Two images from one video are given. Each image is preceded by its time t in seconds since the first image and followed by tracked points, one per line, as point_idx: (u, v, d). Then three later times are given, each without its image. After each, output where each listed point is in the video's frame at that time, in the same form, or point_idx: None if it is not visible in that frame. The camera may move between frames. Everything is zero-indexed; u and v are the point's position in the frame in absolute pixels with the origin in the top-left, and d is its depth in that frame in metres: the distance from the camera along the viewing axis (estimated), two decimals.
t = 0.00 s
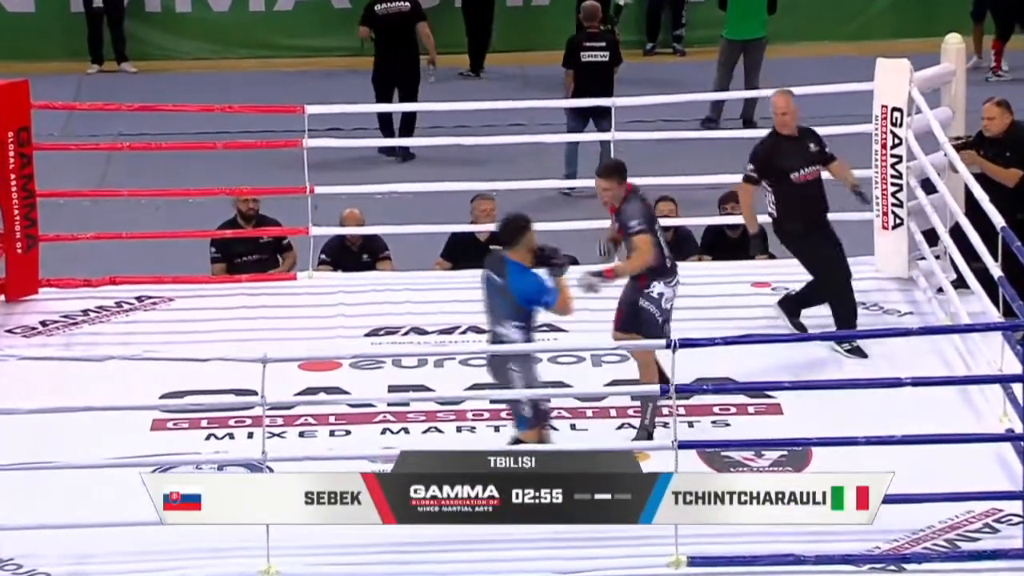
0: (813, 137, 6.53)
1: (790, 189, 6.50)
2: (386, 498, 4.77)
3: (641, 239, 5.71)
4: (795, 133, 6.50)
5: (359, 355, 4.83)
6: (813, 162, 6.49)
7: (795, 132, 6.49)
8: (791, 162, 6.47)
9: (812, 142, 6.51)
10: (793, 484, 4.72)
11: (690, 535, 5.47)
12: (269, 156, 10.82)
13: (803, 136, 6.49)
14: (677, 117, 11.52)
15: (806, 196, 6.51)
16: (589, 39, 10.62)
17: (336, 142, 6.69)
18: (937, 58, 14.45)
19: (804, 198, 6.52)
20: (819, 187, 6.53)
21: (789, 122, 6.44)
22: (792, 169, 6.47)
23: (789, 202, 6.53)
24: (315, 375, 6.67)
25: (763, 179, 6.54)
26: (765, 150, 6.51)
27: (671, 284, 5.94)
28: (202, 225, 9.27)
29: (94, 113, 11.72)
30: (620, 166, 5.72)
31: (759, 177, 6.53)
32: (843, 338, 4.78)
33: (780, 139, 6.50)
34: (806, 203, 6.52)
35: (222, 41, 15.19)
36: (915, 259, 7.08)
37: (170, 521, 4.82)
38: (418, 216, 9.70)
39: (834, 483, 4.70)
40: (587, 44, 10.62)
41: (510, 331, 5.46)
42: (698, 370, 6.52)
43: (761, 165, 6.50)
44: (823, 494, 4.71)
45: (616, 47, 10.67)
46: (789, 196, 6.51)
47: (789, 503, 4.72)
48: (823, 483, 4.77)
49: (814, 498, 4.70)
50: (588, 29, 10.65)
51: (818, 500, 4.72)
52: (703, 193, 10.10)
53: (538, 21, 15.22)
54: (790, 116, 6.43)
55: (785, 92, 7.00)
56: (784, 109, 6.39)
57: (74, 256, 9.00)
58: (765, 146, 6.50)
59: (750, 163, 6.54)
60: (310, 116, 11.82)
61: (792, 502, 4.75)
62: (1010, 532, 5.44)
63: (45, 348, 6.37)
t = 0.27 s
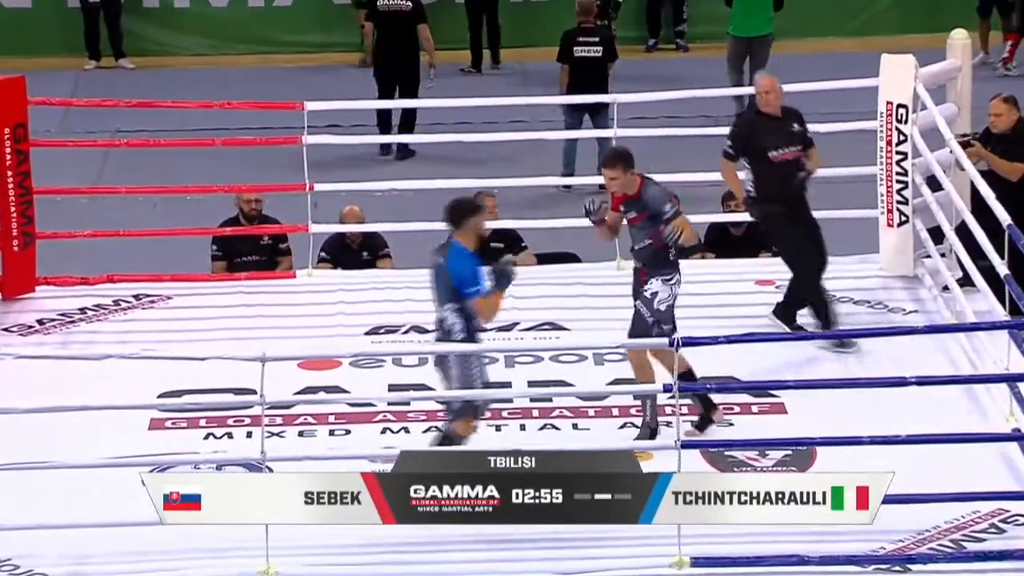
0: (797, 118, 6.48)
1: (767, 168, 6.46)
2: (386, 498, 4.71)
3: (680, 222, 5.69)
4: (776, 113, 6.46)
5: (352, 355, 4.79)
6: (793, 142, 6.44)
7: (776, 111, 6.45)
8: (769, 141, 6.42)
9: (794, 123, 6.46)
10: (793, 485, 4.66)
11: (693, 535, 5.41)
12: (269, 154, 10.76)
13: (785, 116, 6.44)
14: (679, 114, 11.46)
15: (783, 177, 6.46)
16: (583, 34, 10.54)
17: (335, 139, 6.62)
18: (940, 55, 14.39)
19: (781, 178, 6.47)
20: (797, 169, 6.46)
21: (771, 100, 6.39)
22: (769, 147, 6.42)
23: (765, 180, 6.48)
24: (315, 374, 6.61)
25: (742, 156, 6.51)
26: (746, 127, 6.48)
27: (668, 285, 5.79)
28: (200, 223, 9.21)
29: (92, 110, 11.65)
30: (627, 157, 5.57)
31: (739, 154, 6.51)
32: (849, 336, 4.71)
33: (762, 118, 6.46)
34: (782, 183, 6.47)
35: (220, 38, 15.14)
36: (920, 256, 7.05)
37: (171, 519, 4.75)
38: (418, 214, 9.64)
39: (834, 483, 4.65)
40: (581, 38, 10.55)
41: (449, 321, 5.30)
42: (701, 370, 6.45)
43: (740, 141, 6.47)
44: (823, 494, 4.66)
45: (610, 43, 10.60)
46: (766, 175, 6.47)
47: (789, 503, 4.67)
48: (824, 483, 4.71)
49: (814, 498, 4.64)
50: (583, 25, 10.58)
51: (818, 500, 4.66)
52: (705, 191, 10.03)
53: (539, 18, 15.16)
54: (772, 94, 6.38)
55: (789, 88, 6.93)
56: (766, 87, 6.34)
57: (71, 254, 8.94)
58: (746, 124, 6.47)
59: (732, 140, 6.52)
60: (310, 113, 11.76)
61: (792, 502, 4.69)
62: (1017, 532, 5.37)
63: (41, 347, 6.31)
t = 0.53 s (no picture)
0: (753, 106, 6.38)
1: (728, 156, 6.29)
2: (386, 498, 4.64)
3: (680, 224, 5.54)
4: (733, 99, 6.33)
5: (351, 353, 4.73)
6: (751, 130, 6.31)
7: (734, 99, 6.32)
8: (728, 128, 6.27)
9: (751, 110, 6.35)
10: (793, 484, 4.58)
11: (702, 535, 5.33)
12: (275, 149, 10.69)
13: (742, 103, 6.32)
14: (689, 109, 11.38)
15: (744, 164, 6.30)
16: (577, 27, 10.45)
17: (339, 133, 6.55)
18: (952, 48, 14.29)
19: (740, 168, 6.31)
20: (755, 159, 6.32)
21: (728, 85, 6.29)
22: (730, 135, 6.27)
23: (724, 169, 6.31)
24: (319, 371, 6.54)
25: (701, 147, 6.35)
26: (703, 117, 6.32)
27: (665, 290, 5.62)
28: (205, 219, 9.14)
29: (96, 106, 11.59)
30: (627, 160, 5.38)
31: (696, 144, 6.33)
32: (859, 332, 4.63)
33: (720, 107, 6.32)
34: (741, 172, 6.32)
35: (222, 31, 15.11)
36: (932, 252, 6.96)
37: (171, 520, 4.69)
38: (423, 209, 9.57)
39: (835, 483, 4.57)
40: (575, 32, 10.45)
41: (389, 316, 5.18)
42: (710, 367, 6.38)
43: (700, 129, 6.30)
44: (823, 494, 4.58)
45: (606, 38, 10.47)
46: (725, 165, 6.30)
47: (789, 503, 4.59)
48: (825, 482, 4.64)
49: (814, 498, 4.56)
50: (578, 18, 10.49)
51: (818, 500, 4.58)
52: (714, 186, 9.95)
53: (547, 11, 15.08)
54: (728, 80, 6.28)
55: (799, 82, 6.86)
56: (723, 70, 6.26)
57: (74, 251, 8.88)
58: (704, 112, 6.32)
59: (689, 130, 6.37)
60: (317, 109, 11.69)
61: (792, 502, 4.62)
62: None
63: (42, 344, 6.25)
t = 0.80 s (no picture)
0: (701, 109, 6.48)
1: (677, 158, 6.44)
2: (386, 498, 4.57)
3: (625, 245, 5.53)
4: (682, 101, 6.47)
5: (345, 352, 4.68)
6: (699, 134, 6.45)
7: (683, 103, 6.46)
8: (678, 132, 6.43)
9: (699, 114, 6.46)
10: (793, 484, 4.52)
11: (716, 534, 5.27)
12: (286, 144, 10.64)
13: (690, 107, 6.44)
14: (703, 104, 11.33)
15: (693, 168, 6.45)
16: (586, 22, 10.38)
17: (350, 128, 6.51)
18: (969, 43, 14.21)
19: (688, 169, 6.46)
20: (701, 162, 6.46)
21: (677, 88, 6.40)
22: (677, 138, 6.43)
23: (673, 172, 6.46)
24: (330, 368, 6.48)
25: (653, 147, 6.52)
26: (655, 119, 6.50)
27: (660, 293, 5.77)
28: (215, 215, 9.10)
29: (107, 100, 11.55)
30: (606, 167, 5.54)
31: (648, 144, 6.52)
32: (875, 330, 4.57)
33: (672, 109, 6.47)
34: (689, 175, 6.45)
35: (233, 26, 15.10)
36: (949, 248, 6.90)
37: (171, 521, 4.61)
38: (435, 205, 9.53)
39: (835, 483, 4.50)
40: (583, 27, 10.39)
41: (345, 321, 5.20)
42: (724, 365, 6.32)
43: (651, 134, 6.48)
44: (823, 494, 4.52)
45: (614, 32, 10.41)
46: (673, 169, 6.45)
47: (788, 504, 4.53)
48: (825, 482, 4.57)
49: (813, 499, 4.50)
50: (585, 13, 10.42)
51: (818, 500, 4.52)
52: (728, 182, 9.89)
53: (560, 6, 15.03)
54: (677, 84, 6.41)
55: (814, 77, 6.81)
56: (671, 74, 6.35)
57: (81, 247, 8.83)
58: (655, 115, 6.49)
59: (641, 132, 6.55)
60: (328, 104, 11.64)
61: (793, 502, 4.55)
62: None
63: (51, 341, 6.21)
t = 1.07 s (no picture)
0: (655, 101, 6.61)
1: (631, 151, 6.55)
2: (386, 498, 4.50)
3: (608, 238, 5.50)
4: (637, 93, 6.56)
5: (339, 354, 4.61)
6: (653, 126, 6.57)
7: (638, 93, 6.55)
8: (635, 124, 6.52)
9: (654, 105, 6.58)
10: (793, 484, 4.45)
11: (731, 536, 5.22)
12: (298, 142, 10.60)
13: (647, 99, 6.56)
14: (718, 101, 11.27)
15: (647, 160, 6.58)
16: (600, 18, 10.31)
17: (361, 126, 6.46)
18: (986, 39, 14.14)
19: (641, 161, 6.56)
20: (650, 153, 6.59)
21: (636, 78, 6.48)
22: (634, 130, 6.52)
23: (627, 164, 6.56)
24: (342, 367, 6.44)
25: (605, 138, 6.59)
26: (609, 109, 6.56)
27: (627, 300, 5.67)
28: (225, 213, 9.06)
29: (116, 97, 11.51)
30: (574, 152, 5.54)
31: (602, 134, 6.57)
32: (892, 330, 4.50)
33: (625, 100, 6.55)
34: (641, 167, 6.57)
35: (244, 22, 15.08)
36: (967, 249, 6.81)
37: (170, 521, 4.53)
38: (448, 203, 9.49)
39: (834, 483, 4.44)
40: (597, 24, 10.33)
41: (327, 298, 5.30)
42: (739, 364, 6.27)
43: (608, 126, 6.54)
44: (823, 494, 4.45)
45: (628, 27, 10.36)
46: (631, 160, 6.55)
47: (788, 504, 4.47)
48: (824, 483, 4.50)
49: (813, 499, 4.44)
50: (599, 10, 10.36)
51: (817, 500, 4.46)
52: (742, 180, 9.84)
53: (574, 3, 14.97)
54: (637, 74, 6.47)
55: (830, 74, 6.74)
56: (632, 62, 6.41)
57: (90, 246, 8.78)
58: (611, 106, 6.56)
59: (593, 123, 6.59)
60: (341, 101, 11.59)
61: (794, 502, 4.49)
62: None
63: (60, 340, 6.17)
